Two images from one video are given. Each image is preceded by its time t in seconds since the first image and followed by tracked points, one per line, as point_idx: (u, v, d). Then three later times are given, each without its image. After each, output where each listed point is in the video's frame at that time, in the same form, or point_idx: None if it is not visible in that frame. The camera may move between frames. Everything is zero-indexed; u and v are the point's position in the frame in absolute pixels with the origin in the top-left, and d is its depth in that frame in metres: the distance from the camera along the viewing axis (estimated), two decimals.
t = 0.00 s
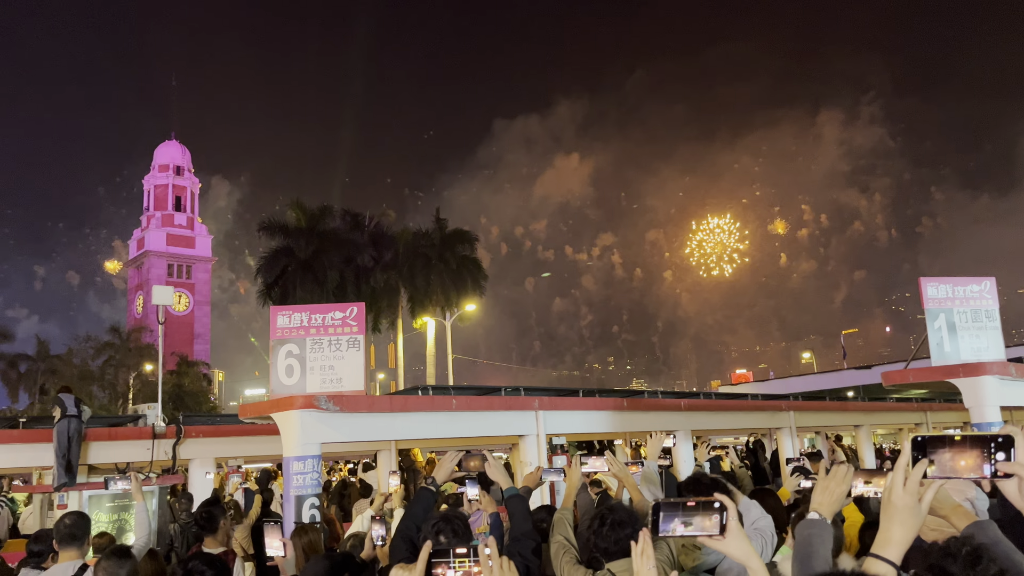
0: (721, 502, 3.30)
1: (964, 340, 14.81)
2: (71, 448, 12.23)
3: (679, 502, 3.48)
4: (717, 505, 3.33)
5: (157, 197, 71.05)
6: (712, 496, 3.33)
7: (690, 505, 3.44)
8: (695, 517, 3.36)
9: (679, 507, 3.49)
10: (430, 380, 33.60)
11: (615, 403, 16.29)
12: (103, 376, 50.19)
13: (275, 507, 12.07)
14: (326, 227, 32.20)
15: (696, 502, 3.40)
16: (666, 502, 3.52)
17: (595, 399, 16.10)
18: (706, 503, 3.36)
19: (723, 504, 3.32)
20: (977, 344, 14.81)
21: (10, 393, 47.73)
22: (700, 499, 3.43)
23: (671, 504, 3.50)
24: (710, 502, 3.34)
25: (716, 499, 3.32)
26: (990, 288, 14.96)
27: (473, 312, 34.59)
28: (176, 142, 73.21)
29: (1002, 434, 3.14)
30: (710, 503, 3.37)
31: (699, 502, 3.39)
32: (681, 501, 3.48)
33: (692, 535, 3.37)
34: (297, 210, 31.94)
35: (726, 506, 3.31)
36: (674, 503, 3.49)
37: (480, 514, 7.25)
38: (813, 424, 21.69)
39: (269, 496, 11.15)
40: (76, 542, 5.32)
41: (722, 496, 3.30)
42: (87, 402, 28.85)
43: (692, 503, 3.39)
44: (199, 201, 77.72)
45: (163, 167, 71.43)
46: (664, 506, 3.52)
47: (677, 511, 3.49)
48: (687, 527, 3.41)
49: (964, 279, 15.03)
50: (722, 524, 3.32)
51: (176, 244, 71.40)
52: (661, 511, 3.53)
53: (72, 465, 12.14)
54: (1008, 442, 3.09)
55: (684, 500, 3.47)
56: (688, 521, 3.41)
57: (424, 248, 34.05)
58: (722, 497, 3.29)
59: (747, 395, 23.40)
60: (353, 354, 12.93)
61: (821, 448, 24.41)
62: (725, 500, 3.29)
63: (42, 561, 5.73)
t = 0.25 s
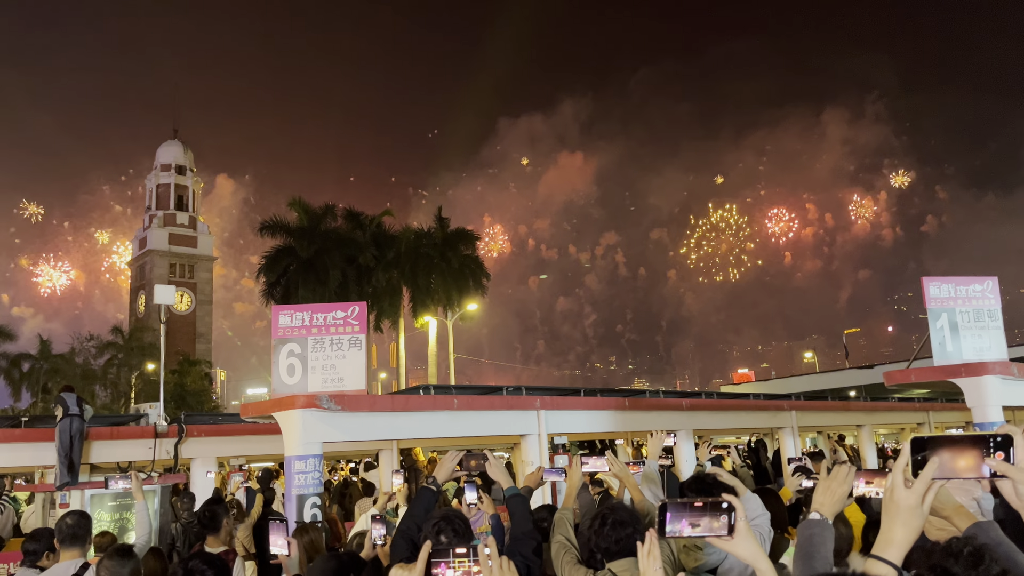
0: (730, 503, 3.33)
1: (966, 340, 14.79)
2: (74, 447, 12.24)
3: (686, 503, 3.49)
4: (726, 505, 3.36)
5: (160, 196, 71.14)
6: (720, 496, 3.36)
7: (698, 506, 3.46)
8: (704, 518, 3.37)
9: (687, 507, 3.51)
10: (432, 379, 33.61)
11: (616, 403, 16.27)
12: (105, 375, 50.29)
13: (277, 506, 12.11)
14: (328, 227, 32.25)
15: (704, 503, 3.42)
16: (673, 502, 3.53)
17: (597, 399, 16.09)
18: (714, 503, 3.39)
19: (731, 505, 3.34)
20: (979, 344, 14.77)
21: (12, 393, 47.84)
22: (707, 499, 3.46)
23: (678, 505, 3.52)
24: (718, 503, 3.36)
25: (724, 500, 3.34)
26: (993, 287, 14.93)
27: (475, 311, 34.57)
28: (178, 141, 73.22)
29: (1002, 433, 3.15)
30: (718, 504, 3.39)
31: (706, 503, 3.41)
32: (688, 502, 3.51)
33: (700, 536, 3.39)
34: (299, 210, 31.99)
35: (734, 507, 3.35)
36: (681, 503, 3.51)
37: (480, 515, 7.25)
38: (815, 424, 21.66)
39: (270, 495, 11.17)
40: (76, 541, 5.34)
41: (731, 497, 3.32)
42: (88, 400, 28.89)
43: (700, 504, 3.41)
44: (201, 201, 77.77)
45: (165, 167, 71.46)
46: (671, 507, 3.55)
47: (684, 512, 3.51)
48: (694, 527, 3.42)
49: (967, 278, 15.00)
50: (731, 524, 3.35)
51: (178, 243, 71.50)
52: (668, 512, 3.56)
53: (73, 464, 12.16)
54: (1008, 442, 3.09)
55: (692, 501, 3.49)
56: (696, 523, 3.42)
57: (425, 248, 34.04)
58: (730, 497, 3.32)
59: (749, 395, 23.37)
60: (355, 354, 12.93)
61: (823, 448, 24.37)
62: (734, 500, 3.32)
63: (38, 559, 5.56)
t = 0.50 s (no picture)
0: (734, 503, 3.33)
1: (968, 339, 14.77)
2: (75, 446, 12.26)
3: (690, 503, 3.49)
4: (731, 505, 3.35)
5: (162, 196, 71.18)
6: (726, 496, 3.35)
7: (702, 506, 3.45)
8: (707, 518, 3.36)
9: (691, 507, 3.50)
10: (433, 378, 33.63)
11: (618, 402, 16.27)
12: (107, 374, 50.39)
13: (278, 506, 12.13)
14: (329, 227, 32.30)
15: (708, 502, 3.42)
16: (675, 501, 3.54)
17: (598, 398, 16.10)
18: (720, 504, 3.38)
19: (736, 505, 3.33)
20: (981, 343, 14.75)
21: (15, 392, 47.93)
22: (712, 499, 3.45)
23: (683, 504, 3.52)
24: (723, 503, 3.35)
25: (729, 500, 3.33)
26: (995, 286, 14.92)
27: (476, 310, 34.55)
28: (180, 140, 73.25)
29: (1002, 432, 3.15)
30: (722, 504, 3.39)
31: (712, 502, 3.41)
32: (693, 502, 3.50)
33: (704, 536, 3.38)
34: (301, 209, 32.04)
35: (739, 507, 3.33)
36: (685, 503, 3.51)
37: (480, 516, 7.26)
38: (817, 423, 21.65)
39: (271, 495, 11.19)
40: (76, 541, 5.40)
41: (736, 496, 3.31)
42: (90, 400, 28.92)
43: (705, 504, 3.41)
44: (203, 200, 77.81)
45: (168, 166, 71.46)
46: (675, 507, 3.55)
47: (688, 512, 3.50)
48: (699, 527, 3.42)
49: (969, 278, 14.98)
50: (736, 524, 3.34)
51: (180, 242, 71.58)
52: (672, 512, 3.56)
53: (75, 463, 12.19)
54: (1009, 440, 3.09)
55: (696, 500, 3.49)
56: (700, 523, 3.42)
57: (427, 247, 34.05)
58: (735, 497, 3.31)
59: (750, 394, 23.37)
60: (356, 353, 12.94)
61: (825, 448, 24.37)
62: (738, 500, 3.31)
63: (34, 559, 5.51)
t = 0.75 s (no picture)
0: (737, 502, 3.32)
1: (970, 339, 14.75)
2: (77, 445, 12.28)
3: (693, 502, 3.49)
4: (733, 504, 3.34)
5: (163, 195, 71.14)
6: (728, 496, 3.35)
7: (704, 506, 3.46)
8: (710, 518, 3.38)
9: (693, 507, 3.51)
10: (435, 377, 33.65)
11: (619, 401, 16.27)
12: (108, 373, 50.38)
13: (280, 505, 12.14)
14: (331, 225, 32.30)
15: (710, 502, 3.43)
16: (678, 501, 3.54)
17: (600, 397, 16.10)
18: (722, 502, 3.38)
19: (739, 504, 3.33)
20: (983, 343, 14.73)
21: (16, 391, 47.92)
22: (714, 499, 3.46)
23: (685, 504, 3.53)
24: (726, 502, 3.36)
25: (731, 498, 3.33)
26: (996, 286, 14.89)
27: (477, 309, 34.55)
28: (181, 139, 73.25)
29: (1003, 432, 3.15)
30: (726, 503, 3.39)
31: (714, 501, 3.42)
32: (694, 501, 3.51)
33: (707, 535, 3.39)
34: (302, 208, 32.04)
35: (741, 506, 3.33)
36: (688, 503, 3.51)
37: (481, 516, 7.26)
38: (818, 422, 21.64)
39: (273, 494, 11.20)
40: (75, 541, 5.46)
41: (738, 495, 3.30)
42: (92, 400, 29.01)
43: (707, 503, 3.41)
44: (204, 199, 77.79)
45: (169, 165, 71.40)
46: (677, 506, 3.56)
47: (691, 511, 3.51)
48: (701, 526, 3.43)
49: (970, 277, 14.96)
50: (738, 523, 3.33)
51: (181, 241, 71.56)
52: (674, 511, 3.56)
53: (77, 461, 12.18)
54: (1010, 440, 3.09)
55: (698, 499, 3.49)
56: (702, 522, 3.43)
57: (428, 246, 34.05)
58: (737, 496, 3.32)
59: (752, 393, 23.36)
60: (357, 352, 12.94)
61: (826, 447, 24.37)
62: (741, 499, 3.31)
63: (32, 558, 5.46)
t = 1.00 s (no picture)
0: (736, 501, 3.32)
1: (971, 338, 14.74)
2: (77, 444, 12.26)
3: (692, 500, 3.50)
4: (732, 503, 3.34)
5: (163, 194, 71.11)
6: (727, 494, 3.34)
7: (704, 504, 3.47)
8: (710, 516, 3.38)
9: (693, 505, 3.51)
10: (435, 377, 33.66)
11: (620, 401, 16.28)
12: (109, 372, 50.41)
13: (281, 505, 12.15)
14: (331, 225, 32.29)
15: (709, 501, 3.43)
16: (678, 500, 3.55)
17: (600, 397, 16.10)
18: (722, 500, 3.38)
19: (739, 503, 3.30)
20: (984, 342, 14.72)
21: (17, 390, 47.91)
22: (714, 496, 3.46)
23: (685, 502, 3.53)
24: (725, 500, 3.35)
25: (731, 497, 3.33)
26: (997, 285, 14.88)
27: (478, 309, 34.54)
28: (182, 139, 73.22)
29: (1005, 431, 3.16)
30: (725, 502, 3.39)
31: (714, 500, 3.41)
32: (695, 499, 3.51)
33: (706, 534, 3.40)
34: (302, 207, 32.03)
35: (740, 505, 3.33)
36: (687, 501, 3.51)
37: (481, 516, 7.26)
38: (819, 422, 21.64)
39: (274, 493, 11.20)
40: (73, 541, 5.45)
41: (737, 494, 3.30)
42: (94, 399, 29.01)
43: (706, 501, 3.42)
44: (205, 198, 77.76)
45: (169, 165, 71.31)
46: (677, 504, 3.56)
47: (690, 509, 3.52)
48: (701, 524, 3.43)
49: (971, 277, 14.94)
50: (737, 522, 3.33)
51: (181, 241, 71.54)
52: (673, 509, 3.57)
53: (78, 460, 12.20)
54: (1013, 440, 3.09)
55: (698, 498, 3.50)
56: (702, 521, 3.44)
57: (429, 245, 34.05)
58: (738, 495, 3.31)
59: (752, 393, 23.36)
60: (358, 351, 12.95)
61: (827, 446, 24.39)
62: (740, 498, 3.30)
63: (34, 557, 5.50)
